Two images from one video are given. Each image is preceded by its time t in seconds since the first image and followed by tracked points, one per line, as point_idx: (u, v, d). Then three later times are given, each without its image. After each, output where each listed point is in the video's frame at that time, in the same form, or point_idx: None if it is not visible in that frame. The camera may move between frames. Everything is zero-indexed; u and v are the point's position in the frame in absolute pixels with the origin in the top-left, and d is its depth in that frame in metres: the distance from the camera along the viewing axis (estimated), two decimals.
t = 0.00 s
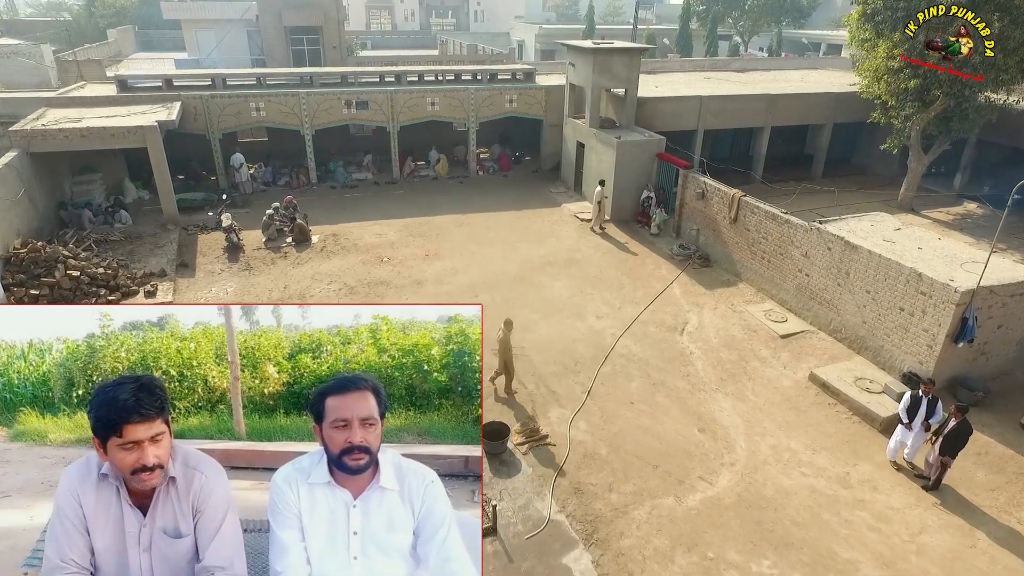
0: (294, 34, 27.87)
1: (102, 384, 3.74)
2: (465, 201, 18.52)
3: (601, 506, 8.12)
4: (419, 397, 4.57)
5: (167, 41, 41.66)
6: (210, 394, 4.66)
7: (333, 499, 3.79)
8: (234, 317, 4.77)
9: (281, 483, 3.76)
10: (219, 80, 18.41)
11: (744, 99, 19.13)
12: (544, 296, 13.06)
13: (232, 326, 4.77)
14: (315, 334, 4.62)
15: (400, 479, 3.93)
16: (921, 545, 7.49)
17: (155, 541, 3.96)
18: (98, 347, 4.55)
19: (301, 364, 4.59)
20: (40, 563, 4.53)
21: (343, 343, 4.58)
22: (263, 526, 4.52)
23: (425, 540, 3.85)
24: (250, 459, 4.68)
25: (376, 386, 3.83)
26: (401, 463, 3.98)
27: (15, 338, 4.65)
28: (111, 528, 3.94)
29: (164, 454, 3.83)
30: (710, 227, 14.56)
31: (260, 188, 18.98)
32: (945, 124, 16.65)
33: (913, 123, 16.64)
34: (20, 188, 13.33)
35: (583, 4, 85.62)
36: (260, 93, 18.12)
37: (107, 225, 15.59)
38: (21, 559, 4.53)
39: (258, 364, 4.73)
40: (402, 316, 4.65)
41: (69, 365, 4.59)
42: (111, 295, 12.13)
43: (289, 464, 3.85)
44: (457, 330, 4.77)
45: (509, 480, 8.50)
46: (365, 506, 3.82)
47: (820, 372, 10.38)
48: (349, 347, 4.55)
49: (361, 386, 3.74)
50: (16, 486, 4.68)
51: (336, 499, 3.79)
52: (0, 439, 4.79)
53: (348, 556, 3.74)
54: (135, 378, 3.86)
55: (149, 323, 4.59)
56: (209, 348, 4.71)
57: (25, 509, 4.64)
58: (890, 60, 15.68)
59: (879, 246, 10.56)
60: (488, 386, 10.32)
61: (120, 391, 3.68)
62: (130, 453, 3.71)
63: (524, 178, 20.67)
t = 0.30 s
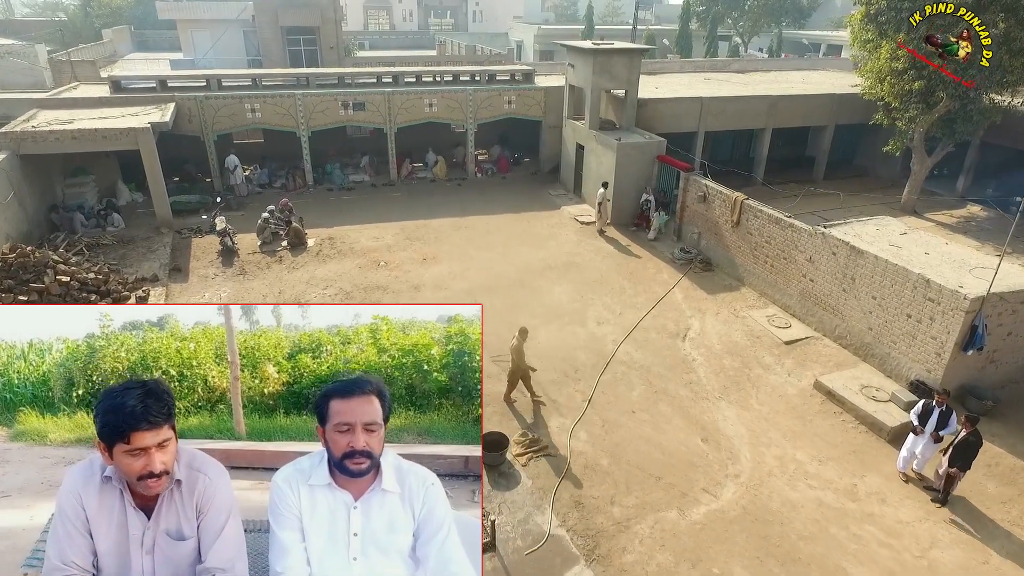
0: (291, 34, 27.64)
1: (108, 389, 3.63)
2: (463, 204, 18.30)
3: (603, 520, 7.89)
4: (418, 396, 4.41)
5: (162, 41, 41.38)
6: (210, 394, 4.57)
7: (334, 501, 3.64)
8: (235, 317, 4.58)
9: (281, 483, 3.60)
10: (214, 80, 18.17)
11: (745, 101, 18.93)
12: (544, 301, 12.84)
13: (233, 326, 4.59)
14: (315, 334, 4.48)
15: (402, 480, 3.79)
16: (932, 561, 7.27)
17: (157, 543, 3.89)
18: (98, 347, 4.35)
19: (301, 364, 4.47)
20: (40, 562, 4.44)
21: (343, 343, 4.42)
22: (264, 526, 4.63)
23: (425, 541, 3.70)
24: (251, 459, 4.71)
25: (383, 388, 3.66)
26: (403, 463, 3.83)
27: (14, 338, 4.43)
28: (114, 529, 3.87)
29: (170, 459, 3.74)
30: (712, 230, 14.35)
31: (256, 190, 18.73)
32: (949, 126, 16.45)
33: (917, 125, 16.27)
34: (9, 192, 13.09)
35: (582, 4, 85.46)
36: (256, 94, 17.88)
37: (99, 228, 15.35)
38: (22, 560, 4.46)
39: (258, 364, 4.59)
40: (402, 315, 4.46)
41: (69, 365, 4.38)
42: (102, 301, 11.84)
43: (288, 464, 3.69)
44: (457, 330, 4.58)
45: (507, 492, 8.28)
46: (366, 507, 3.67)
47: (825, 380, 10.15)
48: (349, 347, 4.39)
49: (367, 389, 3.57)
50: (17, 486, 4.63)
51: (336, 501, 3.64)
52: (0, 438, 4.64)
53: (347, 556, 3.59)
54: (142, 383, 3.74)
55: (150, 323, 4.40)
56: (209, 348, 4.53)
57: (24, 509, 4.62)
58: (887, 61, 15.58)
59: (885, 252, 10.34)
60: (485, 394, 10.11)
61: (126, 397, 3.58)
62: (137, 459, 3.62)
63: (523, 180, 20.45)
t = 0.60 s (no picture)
0: (290, 34, 27.42)
1: (108, 390, 3.62)
2: (464, 206, 18.05)
3: (608, 536, 7.64)
4: (418, 396, 4.17)
5: (161, 41, 41.25)
6: (210, 393, 4.31)
7: (332, 501, 3.69)
8: (235, 317, 4.37)
9: (281, 484, 3.68)
10: (211, 82, 17.94)
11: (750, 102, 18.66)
12: (546, 307, 12.58)
13: (233, 325, 4.37)
14: (314, 333, 4.26)
15: (401, 481, 3.81)
16: None
17: (155, 544, 3.82)
18: (98, 347, 4.20)
19: (301, 364, 4.21)
20: (40, 562, 4.09)
21: (343, 343, 4.20)
22: (263, 526, 4.15)
23: (423, 542, 3.72)
24: (251, 459, 4.27)
25: (381, 389, 3.73)
26: (403, 465, 3.85)
27: (15, 338, 4.32)
28: (111, 531, 3.80)
29: (170, 460, 3.72)
30: (717, 234, 14.09)
31: (254, 193, 18.45)
32: (957, 129, 16.19)
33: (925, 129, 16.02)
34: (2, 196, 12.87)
35: (584, 5, 85.32)
36: (254, 96, 17.63)
37: (94, 231, 15.15)
38: (21, 559, 4.10)
39: (258, 364, 4.36)
40: (402, 315, 4.26)
41: (69, 365, 4.24)
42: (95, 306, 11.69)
43: (289, 465, 3.77)
44: (457, 330, 4.39)
45: (509, 507, 8.03)
46: (365, 507, 3.71)
47: (835, 390, 9.89)
48: (348, 347, 4.16)
49: (361, 390, 3.63)
50: (16, 486, 4.29)
51: (335, 501, 3.70)
52: None
53: (346, 557, 3.63)
54: (141, 383, 3.73)
55: (150, 324, 4.25)
56: (209, 347, 4.32)
57: (23, 508, 4.24)
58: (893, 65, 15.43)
59: (896, 258, 10.09)
60: (486, 403, 9.87)
61: (125, 399, 3.56)
62: (137, 460, 3.60)
63: (524, 182, 20.19)
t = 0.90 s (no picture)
0: (296, 34, 27.26)
1: (108, 390, 3.71)
2: (470, 209, 17.84)
3: (617, 553, 7.40)
4: (417, 395, 4.41)
5: (167, 41, 41.19)
6: (210, 393, 4.65)
7: (331, 501, 3.73)
8: (235, 318, 4.68)
9: (280, 484, 3.70)
10: (216, 82, 17.77)
11: (760, 104, 18.38)
12: (553, 313, 12.37)
13: (233, 326, 4.68)
14: (316, 334, 4.53)
15: (398, 481, 3.87)
16: None
17: (153, 543, 3.95)
18: (98, 347, 4.47)
19: (301, 364, 4.51)
20: (35, 563, 4.47)
21: (343, 343, 4.44)
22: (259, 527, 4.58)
23: (421, 541, 3.78)
24: (251, 459, 4.74)
25: (384, 389, 3.74)
26: (400, 465, 3.90)
27: (16, 339, 4.60)
28: (110, 529, 3.93)
29: (168, 459, 3.82)
30: (728, 239, 13.85)
31: (258, 194, 18.33)
32: (972, 131, 16.00)
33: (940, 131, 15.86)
34: (3, 197, 12.70)
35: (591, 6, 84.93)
36: (259, 96, 17.45)
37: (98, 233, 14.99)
38: (19, 560, 4.49)
39: (259, 364, 4.65)
40: (402, 315, 4.49)
41: (69, 365, 4.52)
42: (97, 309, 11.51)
43: (287, 465, 3.79)
44: (457, 330, 4.65)
45: (515, 521, 7.80)
46: (364, 507, 3.76)
47: (850, 402, 9.64)
48: (348, 347, 4.41)
49: (365, 391, 3.63)
50: (15, 486, 4.69)
51: (334, 501, 3.74)
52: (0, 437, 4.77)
53: (344, 556, 3.67)
54: (141, 383, 3.82)
55: (149, 324, 4.54)
56: (209, 347, 4.61)
57: (22, 509, 4.64)
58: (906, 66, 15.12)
59: (914, 266, 9.81)
60: (492, 411, 9.66)
61: (126, 398, 3.64)
62: (137, 458, 3.69)
63: (531, 185, 19.99)
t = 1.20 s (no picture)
0: (300, 34, 27.08)
1: (99, 382, 3.84)
2: (475, 211, 17.62)
3: (626, 570, 7.15)
4: (418, 396, 4.33)
5: (171, 41, 41.14)
6: (210, 394, 4.55)
7: (325, 501, 3.74)
8: (235, 318, 4.58)
9: (274, 484, 3.70)
10: (218, 82, 17.59)
11: (770, 106, 18.09)
12: (559, 318, 12.13)
13: (233, 326, 4.59)
14: (316, 333, 4.42)
15: (393, 481, 3.90)
16: None
17: (149, 540, 3.99)
18: (98, 347, 4.46)
19: (301, 364, 4.36)
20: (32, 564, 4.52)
21: (343, 343, 4.36)
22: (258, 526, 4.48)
23: (417, 542, 3.80)
24: (251, 459, 4.56)
25: (376, 390, 3.77)
26: (395, 465, 3.93)
27: (16, 340, 4.61)
28: (106, 527, 3.99)
29: (162, 446, 3.91)
30: (737, 243, 13.58)
31: (261, 195, 18.13)
32: (987, 134, 15.66)
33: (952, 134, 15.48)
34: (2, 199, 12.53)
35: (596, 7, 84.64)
36: (262, 97, 17.25)
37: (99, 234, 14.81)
38: (15, 562, 4.54)
39: (259, 364, 4.55)
40: (403, 315, 4.42)
41: (69, 365, 4.53)
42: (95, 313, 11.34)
43: (282, 465, 3.80)
44: (458, 330, 4.56)
45: (520, 536, 7.57)
46: (359, 507, 3.77)
47: (865, 412, 9.38)
48: (348, 347, 4.33)
49: (354, 392, 3.68)
50: (14, 486, 4.77)
51: (328, 501, 3.74)
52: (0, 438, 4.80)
53: (340, 556, 3.68)
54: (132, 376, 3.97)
55: (150, 324, 4.48)
56: (210, 348, 4.54)
57: (22, 509, 4.74)
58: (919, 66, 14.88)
59: (932, 274, 9.55)
60: (497, 420, 9.45)
61: (117, 385, 3.79)
62: (131, 443, 3.79)
63: (537, 187, 19.75)
